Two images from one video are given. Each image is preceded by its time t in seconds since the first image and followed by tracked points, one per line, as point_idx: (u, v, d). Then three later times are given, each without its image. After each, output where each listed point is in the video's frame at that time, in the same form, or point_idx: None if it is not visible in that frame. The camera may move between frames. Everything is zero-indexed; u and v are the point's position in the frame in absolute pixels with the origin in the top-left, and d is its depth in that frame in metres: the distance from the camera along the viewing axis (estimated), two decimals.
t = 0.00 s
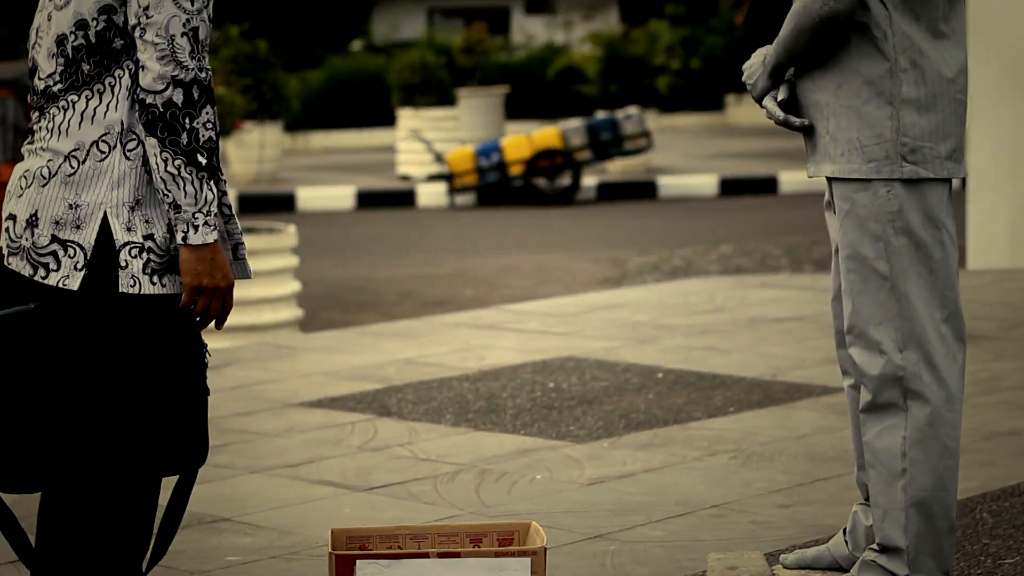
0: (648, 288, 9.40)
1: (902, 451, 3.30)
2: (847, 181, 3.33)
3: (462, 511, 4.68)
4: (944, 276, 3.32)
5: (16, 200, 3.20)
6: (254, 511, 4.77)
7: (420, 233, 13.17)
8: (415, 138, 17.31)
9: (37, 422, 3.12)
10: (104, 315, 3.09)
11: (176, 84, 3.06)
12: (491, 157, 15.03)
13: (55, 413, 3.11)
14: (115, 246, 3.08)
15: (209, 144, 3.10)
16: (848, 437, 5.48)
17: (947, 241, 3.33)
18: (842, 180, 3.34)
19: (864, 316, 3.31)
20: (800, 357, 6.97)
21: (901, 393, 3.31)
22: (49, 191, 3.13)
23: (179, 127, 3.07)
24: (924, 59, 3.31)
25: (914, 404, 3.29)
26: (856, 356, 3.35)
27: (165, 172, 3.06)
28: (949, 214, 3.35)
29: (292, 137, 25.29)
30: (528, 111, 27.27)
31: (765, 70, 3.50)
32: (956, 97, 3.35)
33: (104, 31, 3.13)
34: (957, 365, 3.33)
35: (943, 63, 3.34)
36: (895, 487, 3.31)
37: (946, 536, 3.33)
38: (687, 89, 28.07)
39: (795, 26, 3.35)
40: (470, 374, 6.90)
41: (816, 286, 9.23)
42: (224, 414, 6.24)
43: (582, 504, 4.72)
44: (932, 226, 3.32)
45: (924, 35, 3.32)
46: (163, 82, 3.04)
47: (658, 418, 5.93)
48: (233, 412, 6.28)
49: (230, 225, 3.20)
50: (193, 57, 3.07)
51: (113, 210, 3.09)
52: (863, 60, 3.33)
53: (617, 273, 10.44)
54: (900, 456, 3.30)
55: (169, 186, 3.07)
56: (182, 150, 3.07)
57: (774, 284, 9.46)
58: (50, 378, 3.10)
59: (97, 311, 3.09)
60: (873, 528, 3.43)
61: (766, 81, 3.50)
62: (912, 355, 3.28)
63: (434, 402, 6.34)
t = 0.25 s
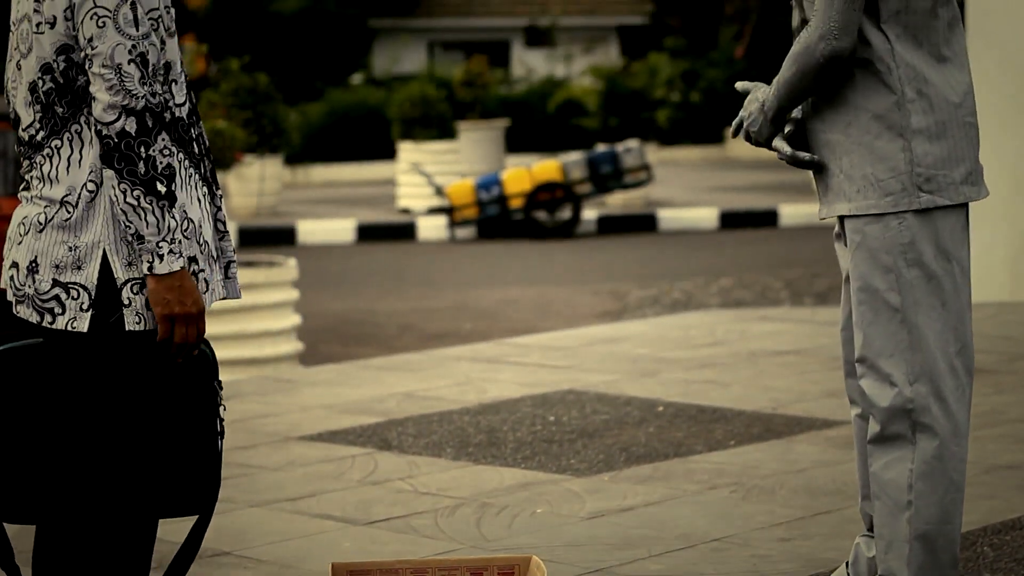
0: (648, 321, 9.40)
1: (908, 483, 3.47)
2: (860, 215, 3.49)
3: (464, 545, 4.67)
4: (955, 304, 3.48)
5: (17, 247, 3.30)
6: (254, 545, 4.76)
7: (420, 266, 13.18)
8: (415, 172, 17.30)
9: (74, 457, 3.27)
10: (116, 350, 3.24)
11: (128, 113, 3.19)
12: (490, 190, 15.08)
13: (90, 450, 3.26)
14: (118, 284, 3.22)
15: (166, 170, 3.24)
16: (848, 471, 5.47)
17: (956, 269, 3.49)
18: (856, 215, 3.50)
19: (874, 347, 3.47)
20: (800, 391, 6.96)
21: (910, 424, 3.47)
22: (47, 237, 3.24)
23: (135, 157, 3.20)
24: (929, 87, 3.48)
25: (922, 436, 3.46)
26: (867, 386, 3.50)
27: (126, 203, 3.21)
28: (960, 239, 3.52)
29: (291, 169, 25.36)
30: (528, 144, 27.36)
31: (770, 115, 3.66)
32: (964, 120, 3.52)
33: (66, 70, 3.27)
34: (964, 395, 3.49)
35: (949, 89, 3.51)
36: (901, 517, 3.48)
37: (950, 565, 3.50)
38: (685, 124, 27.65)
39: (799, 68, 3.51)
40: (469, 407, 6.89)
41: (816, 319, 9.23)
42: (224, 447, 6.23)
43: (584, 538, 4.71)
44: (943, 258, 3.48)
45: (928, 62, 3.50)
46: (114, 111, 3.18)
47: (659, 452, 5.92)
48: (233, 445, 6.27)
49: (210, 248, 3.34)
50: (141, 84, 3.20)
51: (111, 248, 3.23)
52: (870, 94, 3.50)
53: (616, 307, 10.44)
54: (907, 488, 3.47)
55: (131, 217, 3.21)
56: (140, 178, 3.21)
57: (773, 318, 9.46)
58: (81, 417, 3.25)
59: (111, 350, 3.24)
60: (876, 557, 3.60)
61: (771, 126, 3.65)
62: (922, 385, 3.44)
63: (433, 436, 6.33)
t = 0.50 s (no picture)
0: (648, 358, 9.42)
1: (913, 516, 3.62)
2: (872, 255, 3.65)
3: None
4: (963, 337, 3.65)
5: (7, 289, 3.46)
6: None
7: (420, 303, 13.19)
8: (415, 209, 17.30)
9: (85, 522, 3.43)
10: (110, 389, 3.39)
11: (94, 156, 3.37)
12: (491, 228, 15.09)
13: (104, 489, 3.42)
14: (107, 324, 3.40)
15: (135, 213, 3.40)
16: (850, 509, 5.47)
17: (963, 303, 3.66)
18: (867, 257, 3.66)
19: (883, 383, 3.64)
20: (800, 428, 6.96)
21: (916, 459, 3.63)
22: (36, 279, 3.41)
23: (102, 201, 3.37)
24: (931, 123, 3.67)
25: (928, 471, 3.62)
26: (875, 421, 3.67)
27: (94, 248, 3.38)
28: (969, 271, 3.69)
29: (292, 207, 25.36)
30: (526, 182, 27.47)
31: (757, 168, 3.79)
32: (970, 151, 3.71)
33: (40, 114, 3.47)
34: (969, 429, 3.65)
35: (951, 122, 3.70)
36: (906, 551, 3.64)
37: None
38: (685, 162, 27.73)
39: (799, 120, 3.63)
40: (470, 444, 6.88)
41: (816, 356, 9.25)
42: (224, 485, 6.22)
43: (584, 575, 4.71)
44: (952, 293, 3.65)
45: (928, 97, 3.70)
46: (80, 154, 3.35)
47: (659, 489, 5.92)
48: (234, 483, 6.26)
49: (190, 282, 3.50)
50: (104, 124, 3.37)
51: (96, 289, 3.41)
52: (874, 136, 3.69)
53: (617, 344, 10.44)
54: (911, 522, 3.62)
55: (100, 260, 3.38)
56: (108, 223, 3.37)
57: (773, 355, 9.45)
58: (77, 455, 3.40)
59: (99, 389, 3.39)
60: None
61: (761, 180, 3.79)
62: (931, 418, 3.61)
63: (434, 474, 6.32)
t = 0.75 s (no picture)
0: (648, 396, 9.41)
1: (919, 551, 3.64)
2: (884, 296, 3.66)
3: None
4: (971, 371, 3.66)
5: (6, 330, 3.47)
6: None
7: (419, 341, 13.19)
8: (414, 246, 17.31)
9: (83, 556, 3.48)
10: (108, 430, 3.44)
11: (94, 203, 3.38)
12: (491, 265, 15.10)
13: None
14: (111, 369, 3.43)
15: (134, 260, 3.42)
16: (851, 547, 5.45)
17: (972, 338, 3.67)
18: (879, 299, 3.67)
19: (891, 419, 3.65)
20: (800, 466, 6.95)
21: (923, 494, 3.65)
22: (38, 321, 3.43)
23: (101, 248, 3.38)
24: (936, 159, 3.68)
25: (935, 506, 3.63)
26: (883, 456, 3.69)
27: (89, 296, 3.39)
28: (978, 306, 3.70)
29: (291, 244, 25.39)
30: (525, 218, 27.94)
31: (759, 223, 3.80)
32: (976, 184, 3.72)
33: (37, 159, 3.49)
34: (976, 463, 3.66)
35: (955, 156, 3.72)
36: None
37: None
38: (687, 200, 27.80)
39: (802, 169, 3.63)
40: (470, 482, 6.87)
41: (816, 394, 9.24)
42: (224, 523, 6.21)
43: None
44: (960, 328, 3.66)
45: (929, 133, 3.72)
46: (79, 201, 3.37)
47: (659, 527, 5.91)
48: (234, 521, 6.24)
49: (185, 322, 3.52)
50: (104, 170, 3.39)
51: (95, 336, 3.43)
52: (879, 177, 3.70)
53: (616, 381, 10.44)
54: (917, 557, 3.64)
55: (95, 308, 3.39)
56: (105, 271, 3.38)
57: (772, 392, 9.45)
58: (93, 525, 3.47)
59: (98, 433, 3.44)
60: None
61: (764, 235, 3.80)
62: (939, 453, 3.62)
63: (434, 512, 6.31)
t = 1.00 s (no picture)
0: (648, 427, 9.41)
1: None
2: (893, 329, 3.69)
3: None
4: (978, 399, 3.69)
5: (11, 363, 3.50)
6: None
7: (418, 371, 13.20)
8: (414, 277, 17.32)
9: None
10: (111, 465, 3.49)
11: (102, 242, 3.40)
12: (491, 296, 15.08)
13: None
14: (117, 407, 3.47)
15: (143, 296, 3.43)
16: None
17: (979, 366, 3.70)
18: (889, 333, 3.70)
19: (898, 448, 3.69)
20: (800, 497, 6.94)
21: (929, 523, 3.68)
22: (45, 354, 3.46)
23: (110, 285, 3.39)
24: (939, 190, 3.71)
25: (941, 535, 3.66)
26: (889, 485, 3.72)
27: (98, 333, 3.41)
28: (984, 334, 3.73)
29: (292, 275, 25.44)
30: (525, 250, 28.04)
31: (763, 268, 3.84)
32: (980, 212, 3.75)
33: (41, 197, 3.50)
34: (981, 490, 3.70)
35: (958, 186, 3.74)
36: None
37: None
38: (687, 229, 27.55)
39: (808, 210, 3.64)
40: (470, 514, 6.86)
41: (816, 425, 9.23)
42: (224, 553, 6.21)
43: None
44: (969, 356, 3.69)
45: (931, 164, 3.74)
46: (87, 241, 3.39)
47: (660, 558, 5.90)
48: (234, 552, 6.24)
49: (186, 355, 3.56)
50: (111, 208, 3.40)
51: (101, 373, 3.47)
52: (884, 212, 3.72)
53: (616, 412, 10.43)
54: None
55: (103, 345, 3.41)
56: (114, 308, 3.40)
57: (773, 423, 9.43)
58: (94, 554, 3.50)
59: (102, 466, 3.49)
60: None
61: (766, 279, 3.85)
62: (946, 482, 3.65)
63: (433, 542, 6.30)
